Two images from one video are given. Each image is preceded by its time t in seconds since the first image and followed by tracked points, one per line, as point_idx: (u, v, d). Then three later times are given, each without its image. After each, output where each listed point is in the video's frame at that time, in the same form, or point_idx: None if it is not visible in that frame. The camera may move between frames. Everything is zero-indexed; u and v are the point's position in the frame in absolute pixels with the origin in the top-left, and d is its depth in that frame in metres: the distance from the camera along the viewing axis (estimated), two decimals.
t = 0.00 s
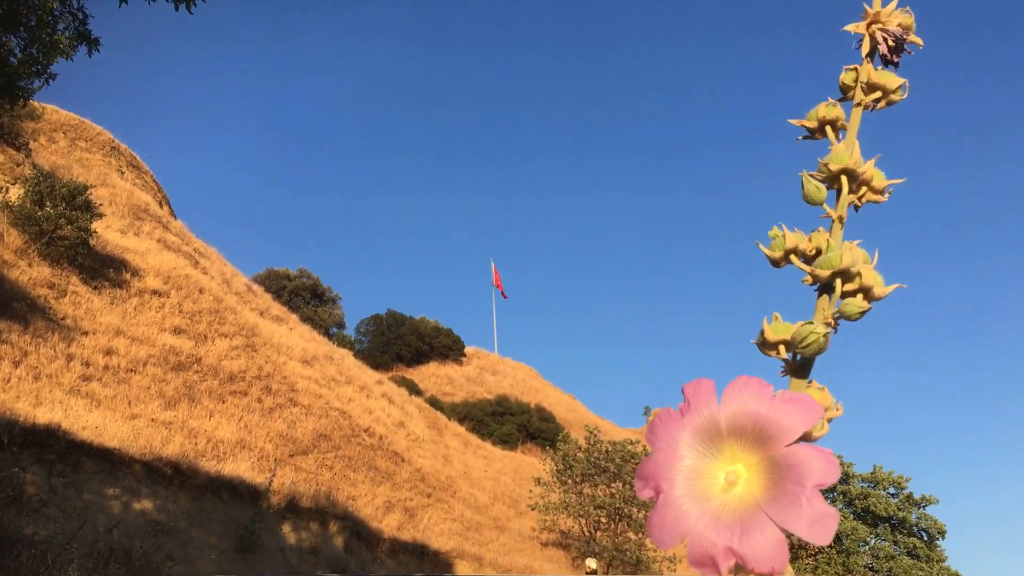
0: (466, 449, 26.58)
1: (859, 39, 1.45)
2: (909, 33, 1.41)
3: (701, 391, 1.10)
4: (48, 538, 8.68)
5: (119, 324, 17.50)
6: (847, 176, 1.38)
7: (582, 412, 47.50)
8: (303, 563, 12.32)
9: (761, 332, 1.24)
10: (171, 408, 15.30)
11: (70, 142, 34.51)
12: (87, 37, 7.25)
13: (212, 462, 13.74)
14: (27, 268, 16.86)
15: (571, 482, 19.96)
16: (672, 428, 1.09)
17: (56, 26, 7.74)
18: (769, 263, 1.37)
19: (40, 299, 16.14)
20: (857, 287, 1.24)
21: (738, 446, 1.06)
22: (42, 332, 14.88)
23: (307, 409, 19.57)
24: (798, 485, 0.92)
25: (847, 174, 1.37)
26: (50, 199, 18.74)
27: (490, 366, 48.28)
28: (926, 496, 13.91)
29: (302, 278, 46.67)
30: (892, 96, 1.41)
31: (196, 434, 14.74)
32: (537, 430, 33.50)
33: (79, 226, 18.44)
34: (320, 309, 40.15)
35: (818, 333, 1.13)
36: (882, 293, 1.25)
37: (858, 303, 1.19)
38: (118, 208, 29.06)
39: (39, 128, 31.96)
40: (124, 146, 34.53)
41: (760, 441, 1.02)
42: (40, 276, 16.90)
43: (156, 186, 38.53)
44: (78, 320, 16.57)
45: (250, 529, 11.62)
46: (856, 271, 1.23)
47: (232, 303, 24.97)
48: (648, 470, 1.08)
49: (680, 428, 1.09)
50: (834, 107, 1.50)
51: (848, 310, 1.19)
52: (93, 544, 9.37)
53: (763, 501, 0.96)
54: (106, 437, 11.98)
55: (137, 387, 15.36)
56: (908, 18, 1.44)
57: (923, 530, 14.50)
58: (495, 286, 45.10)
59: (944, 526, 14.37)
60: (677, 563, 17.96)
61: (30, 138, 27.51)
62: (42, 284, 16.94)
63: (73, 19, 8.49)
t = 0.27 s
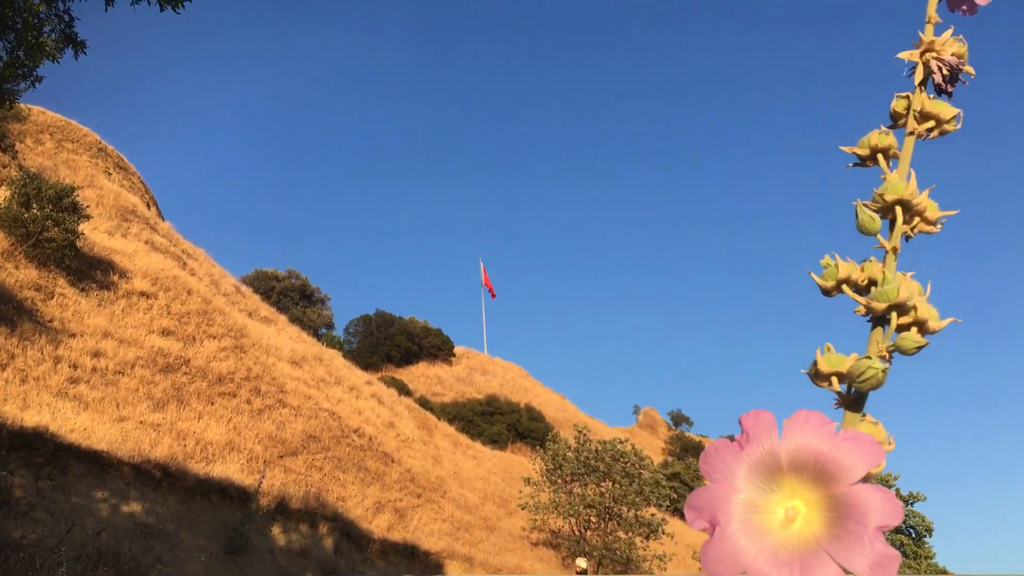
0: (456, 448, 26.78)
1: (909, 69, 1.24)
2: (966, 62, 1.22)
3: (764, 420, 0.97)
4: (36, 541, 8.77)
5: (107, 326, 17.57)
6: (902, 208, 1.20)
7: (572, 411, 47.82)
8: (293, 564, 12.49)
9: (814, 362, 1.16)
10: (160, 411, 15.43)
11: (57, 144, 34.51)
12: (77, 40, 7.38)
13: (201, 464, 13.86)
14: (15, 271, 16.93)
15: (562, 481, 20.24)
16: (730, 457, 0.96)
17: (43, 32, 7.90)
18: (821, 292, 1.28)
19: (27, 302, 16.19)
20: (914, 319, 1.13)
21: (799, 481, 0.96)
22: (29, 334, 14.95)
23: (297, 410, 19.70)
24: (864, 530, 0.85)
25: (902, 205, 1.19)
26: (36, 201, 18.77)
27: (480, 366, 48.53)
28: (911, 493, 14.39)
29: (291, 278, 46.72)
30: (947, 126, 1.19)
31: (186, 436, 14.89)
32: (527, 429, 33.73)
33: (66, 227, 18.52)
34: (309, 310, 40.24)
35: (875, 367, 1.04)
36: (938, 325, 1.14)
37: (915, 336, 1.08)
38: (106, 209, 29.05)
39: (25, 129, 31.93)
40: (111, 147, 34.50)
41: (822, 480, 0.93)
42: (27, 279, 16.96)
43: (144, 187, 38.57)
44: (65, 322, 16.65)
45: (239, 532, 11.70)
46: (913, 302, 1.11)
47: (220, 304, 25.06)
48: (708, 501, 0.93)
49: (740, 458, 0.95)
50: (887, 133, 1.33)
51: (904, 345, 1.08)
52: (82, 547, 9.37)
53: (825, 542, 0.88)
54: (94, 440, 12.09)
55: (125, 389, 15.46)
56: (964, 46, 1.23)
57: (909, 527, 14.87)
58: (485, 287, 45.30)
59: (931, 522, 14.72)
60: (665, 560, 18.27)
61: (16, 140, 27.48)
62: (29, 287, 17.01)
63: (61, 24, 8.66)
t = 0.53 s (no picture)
0: (447, 450, 26.98)
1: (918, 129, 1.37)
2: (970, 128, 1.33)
3: (775, 453, 1.00)
4: (25, 545, 9.02)
5: (94, 329, 17.66)
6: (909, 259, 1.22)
7: (561, 412, 48.10)
8: (282, 566, 12.65)
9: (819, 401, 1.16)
10: (148, 414, 15.52)
11: (43, 146, 34.44)
12: (69, 47, 7.53)
13: (190, 467, 13.96)
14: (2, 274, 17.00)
15: (552, 482, 20.51)
16: (742, 483, 0.99)
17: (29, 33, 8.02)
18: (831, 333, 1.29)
19: (14, 305, 16.25)
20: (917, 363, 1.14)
21: (807, 511, 0.98)
22: (16, 338, 15.01)
23: (286, 412, 19.82)
24: (867, 558, 0.87)
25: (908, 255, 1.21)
26: (24, 203, 18.81)
27: (470, 367, 48.75)
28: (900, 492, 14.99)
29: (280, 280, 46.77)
30: (953, 182, 1.26)
31: (174, 438, 15.00)
32: (517, 431, 33.97)
33: (53, 230, 18.58)
34: (299, 312, 40.32)
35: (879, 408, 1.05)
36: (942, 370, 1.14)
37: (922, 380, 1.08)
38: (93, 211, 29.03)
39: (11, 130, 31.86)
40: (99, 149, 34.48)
41: (830, 509, 0.95)
42: (14, 282, 17.03)
43: (131, 188, 38.55)
44: (53, 325, 16.73)
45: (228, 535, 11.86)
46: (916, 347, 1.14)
47: (209, 307, 25.15)
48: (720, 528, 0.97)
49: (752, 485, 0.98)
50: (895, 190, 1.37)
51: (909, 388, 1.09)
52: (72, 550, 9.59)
53: (833, 567, 0.90)
54: (83, 443, 12.20)
55: (112, 392, 15.54)
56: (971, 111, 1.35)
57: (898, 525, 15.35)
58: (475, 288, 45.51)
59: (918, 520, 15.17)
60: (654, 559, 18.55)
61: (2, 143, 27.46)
62: (17, 290, 17.08)
63: (46, 26, 8.77)
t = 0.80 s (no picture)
0: (443, 451, 27.08)
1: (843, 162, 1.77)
2: (885, 158, 1.74)
3: (704, 470, 1.28)
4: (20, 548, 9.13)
5: (89, 331, 17.72)
6: (829, 282, 1.64)
7: (557, 413, 48.18)
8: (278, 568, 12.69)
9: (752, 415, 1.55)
10: (143, 416, 15.54)
11: (37, 147, 34.40)
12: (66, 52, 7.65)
13: (186, 469, 13.95)
14: None
15: (548, 483, 20.59)
16: (671, 496, 1.28)
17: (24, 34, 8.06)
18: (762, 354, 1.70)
19: (9, 308, 16.29)
20: (836, 378, 1.55)
21: (730, 517, 1.25)
22: (12, 341, 15.05)
23: (280, 415, 19.90)
24: (783, 556, 1.14)
25: (830, 279, 1.64)
26: (18, 206, 18.84)
27: (466, 369, 48.84)
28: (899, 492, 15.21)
29: (275, 282, 46.76)
30: (872, 211, 1.68)
31: (170, 441, 14.98)
32: (513, 432, 34.09)
33: (47, 231, 18.58)
34: (295, 313, 40.35)
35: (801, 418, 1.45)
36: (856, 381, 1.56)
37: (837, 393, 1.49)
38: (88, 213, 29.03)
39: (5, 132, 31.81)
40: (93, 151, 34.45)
41: (749, 514, 1.23)
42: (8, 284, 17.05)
43: (126, 190, 38.50)
44: (47, 328, 16.78)
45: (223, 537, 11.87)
46: (836, 364, 1.55)
47: (204, 309, 25.19)
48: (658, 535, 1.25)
49: (679, 497, 1.27)
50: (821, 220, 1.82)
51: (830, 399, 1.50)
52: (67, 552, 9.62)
53: (753, 566, 1.17)
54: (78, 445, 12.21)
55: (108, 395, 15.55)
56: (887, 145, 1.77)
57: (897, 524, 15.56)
58: (471, 289, 45.60)
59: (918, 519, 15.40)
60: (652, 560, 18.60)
61: None
62: (11, 293, 17.10)
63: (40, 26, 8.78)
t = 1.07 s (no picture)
0: (449, 452, 27.00)
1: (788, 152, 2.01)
2: (826, 148, 1.98)
3: (642, 466, 1.33)
4: (28, 549, 9.02)
5: (97, 333, 17.69)
6: (772, 275, 1.87)
7: (563, 415, 48.04)
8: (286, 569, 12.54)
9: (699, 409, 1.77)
10: (149, 418, 15.38)
11: (45, 150, 34.47)
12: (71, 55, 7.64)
13: (192, 471, 13.75)
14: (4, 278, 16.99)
15: (555, 485, 20.46)
16: (614, 494, 1.33)
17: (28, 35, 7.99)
18: (708, 348, 1.91)
19: (17, 309, 16.26)
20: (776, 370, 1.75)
21: (671, 512, 1.29)
22: (19, 342, 15.02)
23: (288, 416, 19.70)
24: (722, 549, 1.15)
25: (772, 272, 1.87)
26: (25, 208, 18.82)
27: (472, 370, 48.77)
28: (906, 492, 14.91)
29: (282, 285, 46.71)
30: (814, 202, 1.84)
31: (177, 442, 14.79)
32: (519, 433, 33.98)
33: (55, 234, 18.59)
34: (301, 315, 40.36)
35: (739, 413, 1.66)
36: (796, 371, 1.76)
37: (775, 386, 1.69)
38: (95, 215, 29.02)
39: (14, 135, 31.91)
40: (100, 153, 34.51)
41: (688, 509, 1.26)
42: (16, 286, 17.01)
43: (133, 192, 38.54)
44: (55, 329, 16.74)
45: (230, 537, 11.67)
46: (778, 358, 1.76)
47: (211, 310, 25.16)
48: (599, 531, 1.29)
49: (622, 495, 1.32)
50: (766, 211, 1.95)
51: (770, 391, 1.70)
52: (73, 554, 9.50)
53: (694, 562, 1.19)
54: (85, 447, 12.10)
55: (115, 396, 15.41)
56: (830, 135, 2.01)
57: (903, 525, 15.26)
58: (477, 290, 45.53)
59: (923, 520, 15.05)
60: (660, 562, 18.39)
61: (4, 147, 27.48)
62: (19, 294, 17.06)
63: (46, 29, 8.69)
